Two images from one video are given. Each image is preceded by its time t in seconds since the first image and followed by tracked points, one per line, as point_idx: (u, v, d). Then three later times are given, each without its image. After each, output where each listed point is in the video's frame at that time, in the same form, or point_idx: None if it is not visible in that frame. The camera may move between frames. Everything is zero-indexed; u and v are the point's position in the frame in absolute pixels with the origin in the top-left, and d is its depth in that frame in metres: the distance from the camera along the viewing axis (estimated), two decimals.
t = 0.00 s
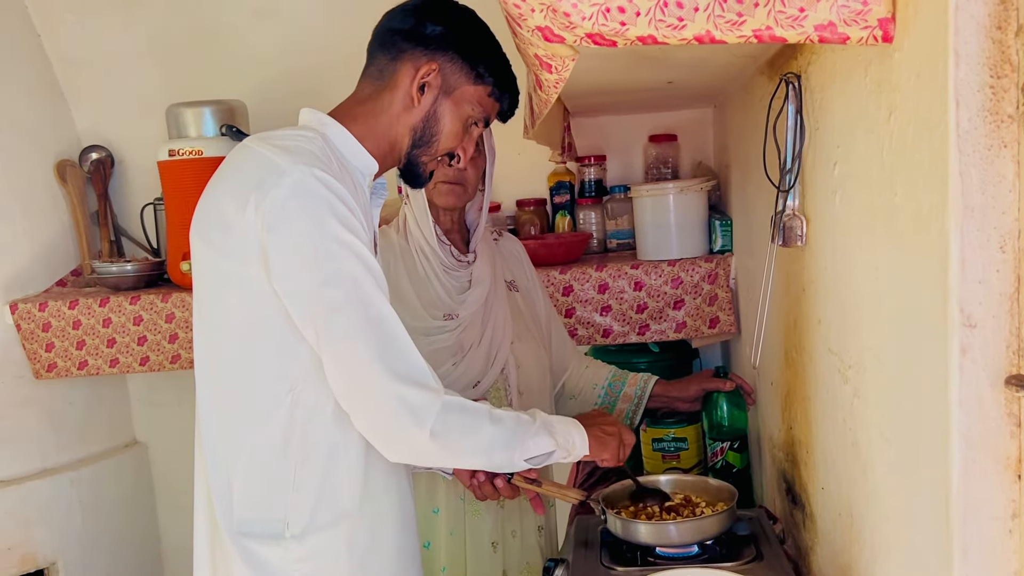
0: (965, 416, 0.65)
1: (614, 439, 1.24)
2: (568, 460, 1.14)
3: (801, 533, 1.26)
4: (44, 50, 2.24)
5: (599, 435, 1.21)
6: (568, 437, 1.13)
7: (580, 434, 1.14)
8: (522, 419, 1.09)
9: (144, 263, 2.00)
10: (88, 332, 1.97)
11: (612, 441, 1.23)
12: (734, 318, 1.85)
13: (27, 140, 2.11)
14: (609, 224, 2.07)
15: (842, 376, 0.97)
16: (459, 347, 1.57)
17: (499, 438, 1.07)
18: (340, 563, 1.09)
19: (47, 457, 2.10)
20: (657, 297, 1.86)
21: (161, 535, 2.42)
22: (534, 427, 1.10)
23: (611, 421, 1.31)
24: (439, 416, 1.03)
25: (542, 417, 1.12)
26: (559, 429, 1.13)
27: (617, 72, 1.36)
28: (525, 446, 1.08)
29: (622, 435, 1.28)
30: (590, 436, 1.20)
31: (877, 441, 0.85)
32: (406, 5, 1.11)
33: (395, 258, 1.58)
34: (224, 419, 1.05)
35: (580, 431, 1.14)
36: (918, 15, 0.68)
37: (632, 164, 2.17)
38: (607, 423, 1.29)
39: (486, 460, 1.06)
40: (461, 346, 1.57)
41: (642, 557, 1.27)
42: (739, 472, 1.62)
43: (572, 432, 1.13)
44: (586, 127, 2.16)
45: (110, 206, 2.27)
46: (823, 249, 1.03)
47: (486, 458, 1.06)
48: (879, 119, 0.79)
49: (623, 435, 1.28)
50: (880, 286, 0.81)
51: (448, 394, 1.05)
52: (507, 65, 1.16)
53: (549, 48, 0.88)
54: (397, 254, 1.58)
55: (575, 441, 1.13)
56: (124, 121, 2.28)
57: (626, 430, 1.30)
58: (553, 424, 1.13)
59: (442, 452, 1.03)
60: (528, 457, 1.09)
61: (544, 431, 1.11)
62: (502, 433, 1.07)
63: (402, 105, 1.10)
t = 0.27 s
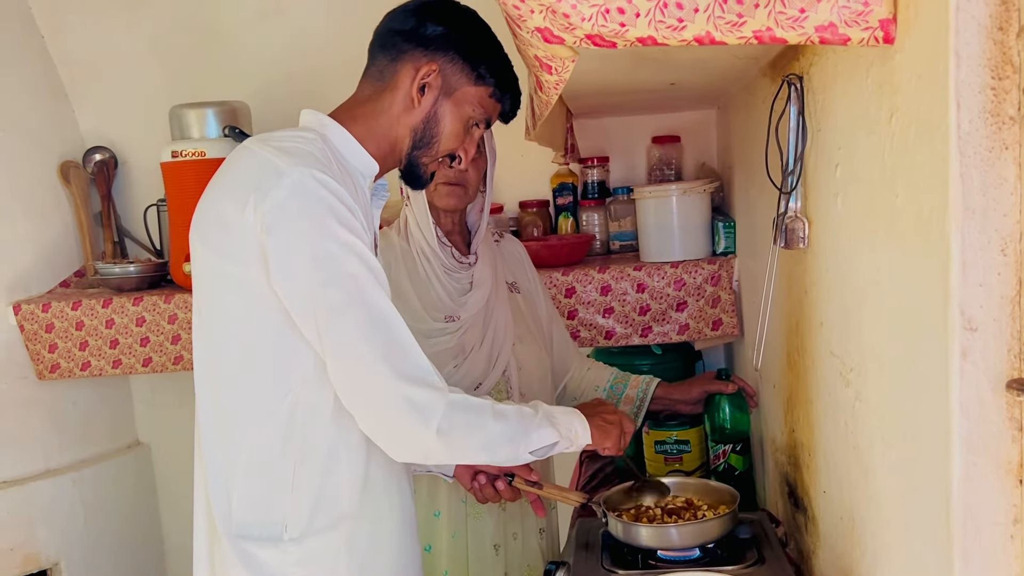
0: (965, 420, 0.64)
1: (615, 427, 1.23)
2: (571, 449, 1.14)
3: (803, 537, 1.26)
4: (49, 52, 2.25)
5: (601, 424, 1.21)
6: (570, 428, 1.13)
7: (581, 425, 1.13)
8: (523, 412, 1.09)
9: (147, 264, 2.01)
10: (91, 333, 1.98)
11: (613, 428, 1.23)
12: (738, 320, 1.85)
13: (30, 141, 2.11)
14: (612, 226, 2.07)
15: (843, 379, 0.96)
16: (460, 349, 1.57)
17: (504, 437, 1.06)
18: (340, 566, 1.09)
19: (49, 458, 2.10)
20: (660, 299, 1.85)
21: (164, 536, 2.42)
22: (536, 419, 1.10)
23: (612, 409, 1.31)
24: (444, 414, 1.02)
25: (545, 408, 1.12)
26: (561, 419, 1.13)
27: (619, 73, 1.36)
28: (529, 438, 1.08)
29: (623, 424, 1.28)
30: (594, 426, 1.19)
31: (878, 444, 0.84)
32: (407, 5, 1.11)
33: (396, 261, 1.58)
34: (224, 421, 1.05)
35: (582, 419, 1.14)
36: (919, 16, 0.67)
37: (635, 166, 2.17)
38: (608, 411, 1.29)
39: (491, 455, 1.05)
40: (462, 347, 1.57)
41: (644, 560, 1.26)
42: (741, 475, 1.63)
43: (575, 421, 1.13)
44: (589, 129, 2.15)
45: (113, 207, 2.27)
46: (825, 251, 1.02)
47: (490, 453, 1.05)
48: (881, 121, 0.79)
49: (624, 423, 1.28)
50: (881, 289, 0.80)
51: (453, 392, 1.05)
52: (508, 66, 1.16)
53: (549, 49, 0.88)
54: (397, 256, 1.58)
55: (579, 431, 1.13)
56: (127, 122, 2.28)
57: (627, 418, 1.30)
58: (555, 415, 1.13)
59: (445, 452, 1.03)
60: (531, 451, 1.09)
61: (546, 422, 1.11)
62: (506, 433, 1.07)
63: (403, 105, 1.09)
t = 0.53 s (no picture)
0: (966, 424, 0.63)
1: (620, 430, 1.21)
2: (574, 453, 1.13)
3: (805, 541, 1.25)
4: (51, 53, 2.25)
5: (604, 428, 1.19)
6: (573, 431, 1.12)
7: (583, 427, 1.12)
8: (523, 415, 1.09)
9: (149, 266, 2.01)
10: (92, 335, 1.98)
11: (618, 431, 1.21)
12: (740, 323, 1.84)
13: (32, 142, 2.11)
14: (614, 228, 2.06)
15: (844, 382, 0.95)
16: (460, 352, 1.56)
17: (501, 440, 1.06)
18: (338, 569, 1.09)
19: (51, 459, 2.10)
20: (661, 301, 1.84)
21: (166, 537, 2.42)
22: (536, 423, 1.09)
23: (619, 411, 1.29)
24: (434, 419, 1.01)
25: (546, 410, 1.12)
26: (563, 422, 1.12)
27: (620, 74, 1.35)
28: (527, 441, 1.08)
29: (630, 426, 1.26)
30: (596, 429, 1.18)
31: (879, 449, 0.84)
32: (406, 5, 1.10)
33: (395, 264, 1.57)
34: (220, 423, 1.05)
35: (585, 421, 1.13)
36: (920, 17, 0.66)
37: (637, 167, 2.16)
38: (614, 412, 1.28)
39: (486, 459, 1.05)
40: (462, 350, 1.56)
41: (644, 565, 1.25)
42: (743, 479, 1.60)
43: (578, 424, 1.12)
44: (591, 131, 2.15)
45: (115, 209, 2.28)
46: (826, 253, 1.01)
47: (486, 457, 1.05)
48: (881, 122, 0.78)
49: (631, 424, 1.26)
50: (882, 291, 0.80)
51: (446, 396, 1.05)
52: (506, 66, 1.16)
53: (547, 50, 0.87)
54: (396, 259, 1.58)
55: (581, 434, 1.12)
56: (129, 124, 2.29)
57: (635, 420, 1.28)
58: (557, 418, 1.12)
59: (440, 456, 1.02)
60: (530, 455, 1.08)
61: (547, 425, 1.10)
62: (503, 436, 1.06)
63: (401, 105, 1.09)
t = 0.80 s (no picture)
0: (964, 428, 0.63)
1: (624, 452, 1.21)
2: (576, 471, 1.14)
3: (804, 545, 1.24)
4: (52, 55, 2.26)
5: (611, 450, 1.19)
6: (578, 448, 1.12)
7: (590, 447, 1.13)
8: (530, 429, 1.08)
9: (149, 268, 2.00)
10: (92, 337, 1.97)
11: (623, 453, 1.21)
12: (741, 325, 1.83)
13: (32, 144, 2.11)
14: (614, 229, 2.05)
15: (844, 386, 0.95)
16: (458, 355, 1.56)
17: (505, 444, 1.05)
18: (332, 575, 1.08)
19: (51, 461, 2.10)
20: (662, 303, 1.84)
21: (166, 539, 2.42)
22: (541, 437, 1.09)
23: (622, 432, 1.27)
24: (442, 420, 1.01)
25: (553, 426, 1.12)
26: (569, 439, 1.12)
27: (619, 75, 1.35)
28: (532, 446, 1.07)
29: (634, 448, 1.25)
30: (601, 448, 1.17)
31: (877, 453, 0.83)
32: (403, 6, 1.10)
33: (392, 268, 1.57)
34: (217, 426, 1.04)
35: (589, 440, 1.14)
36: (918, 17, 0.66)
37: (638, 169, 2.15)
38: (619, 432, 1.27)
39: (490, 463, 1.04)
40: (461, 353, 1.56)
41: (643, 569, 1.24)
42: (744, 481, 1.61)
43: (583, 441, 1.13)
44: (592, 132, 2.14)
45: (115, 211, 2.28)
46: (825, 255, 1.00)
47: (489, 460, 1.04)
48: (880, 123, 0.77)
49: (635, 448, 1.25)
50: (880, 294, 0.79)
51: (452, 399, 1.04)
52: (504, 67, 1.16)
53: (542, 50, 0.87)
54: (393, 261, 1.57)
55: (585, 450, 1.13)
56: (130, 125, 2.28)
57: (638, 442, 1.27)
58: (563, 435, 1.12)
59: (443, 459, 1.02)
60: (534, 467, 1.08)
61: (552, 441, 1.10)
62: (506, 439, 1.05)
63: (398, 107, 1.08)
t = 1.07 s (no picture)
0: (962, 431, 0.62)
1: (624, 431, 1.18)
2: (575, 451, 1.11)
3: (804, 547, 1.23)
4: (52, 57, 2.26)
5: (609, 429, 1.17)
6: (575, 429, 1.10)
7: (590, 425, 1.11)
8: (522, 415, 1.07)
9: (148, 269, 2.00)
10: (91, 338, 1.97)
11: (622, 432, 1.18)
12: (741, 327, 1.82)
13: (32, 146, 2.11)
14: (614, 231, 2.04)
15: (843, 389, 0.94)
16: (455, 357, 1.55)
17: (497, 445, 1.05)
18: None
19: (50, 462, 2.09)
20: (662, 305, 1.83)
21: (165, 541, 2.42)
22: (536, 423, 1.07)
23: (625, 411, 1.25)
24: (429, 426, 1.00)
25: (547, 409, 1.10)
26: (566, 420, 1.10)
27: (618, 76, 1.34)
28: (526, 442, 1.06)
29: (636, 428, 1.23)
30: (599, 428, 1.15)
31: (876, 456, 0.82)
32: (401, 7, 1.09)
33: (388, 270, 1.56)
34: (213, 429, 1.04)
35: (588, 418, 1.11)
36: (915, 16, 0.65)
37: (638, 170, 2.15)
38: (619, 411, 1.25)
39: (481, 464, 1.04)
40: (458, 355, 1.55)
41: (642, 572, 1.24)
42: (743, 485, 1.59)
43: (580, 422, 1.10)
44: (592, 134, 2.14)
45: (115, 212, 2.28)
46: (824, 256, 1.00)
47: (480, 462, 1.04)
48: (877, 123, 0.77)
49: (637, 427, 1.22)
50: (878, 295, 0.78)
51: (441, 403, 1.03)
52: (502, 68, 1.15)
53: (539, 50, 0.87)
54: (389, 264, 1.56)
55: (584, 432, 1.10)
56: (129, 127, 2.28)
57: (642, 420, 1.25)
58: (559, 416, 1.10)
59: (431, 461, 1.02)
60: (530, 455, 1.07)
61: (548, 425, 1.08)
62: (500, 441, 1.05)
63: (396, 108, 1.08)
